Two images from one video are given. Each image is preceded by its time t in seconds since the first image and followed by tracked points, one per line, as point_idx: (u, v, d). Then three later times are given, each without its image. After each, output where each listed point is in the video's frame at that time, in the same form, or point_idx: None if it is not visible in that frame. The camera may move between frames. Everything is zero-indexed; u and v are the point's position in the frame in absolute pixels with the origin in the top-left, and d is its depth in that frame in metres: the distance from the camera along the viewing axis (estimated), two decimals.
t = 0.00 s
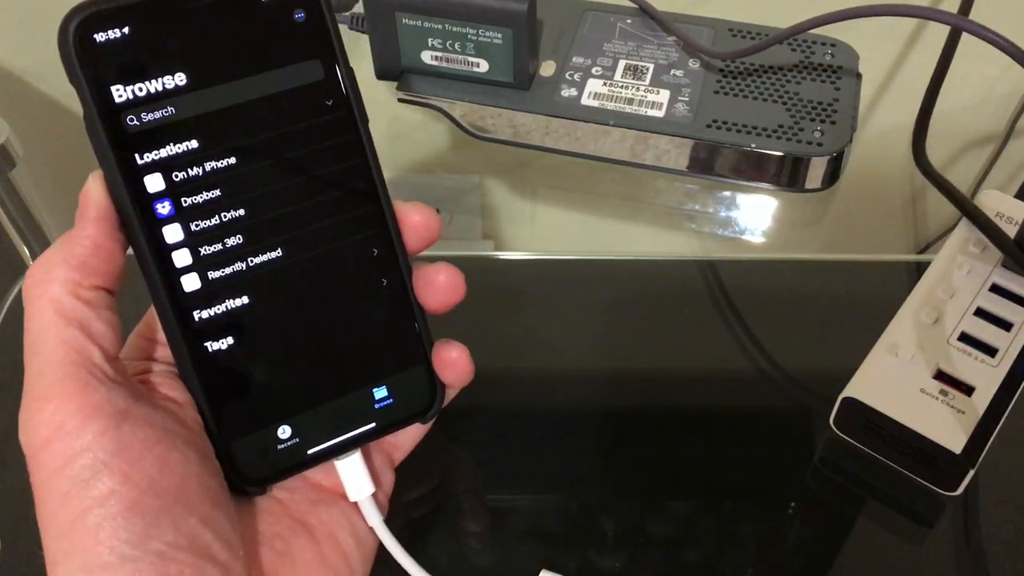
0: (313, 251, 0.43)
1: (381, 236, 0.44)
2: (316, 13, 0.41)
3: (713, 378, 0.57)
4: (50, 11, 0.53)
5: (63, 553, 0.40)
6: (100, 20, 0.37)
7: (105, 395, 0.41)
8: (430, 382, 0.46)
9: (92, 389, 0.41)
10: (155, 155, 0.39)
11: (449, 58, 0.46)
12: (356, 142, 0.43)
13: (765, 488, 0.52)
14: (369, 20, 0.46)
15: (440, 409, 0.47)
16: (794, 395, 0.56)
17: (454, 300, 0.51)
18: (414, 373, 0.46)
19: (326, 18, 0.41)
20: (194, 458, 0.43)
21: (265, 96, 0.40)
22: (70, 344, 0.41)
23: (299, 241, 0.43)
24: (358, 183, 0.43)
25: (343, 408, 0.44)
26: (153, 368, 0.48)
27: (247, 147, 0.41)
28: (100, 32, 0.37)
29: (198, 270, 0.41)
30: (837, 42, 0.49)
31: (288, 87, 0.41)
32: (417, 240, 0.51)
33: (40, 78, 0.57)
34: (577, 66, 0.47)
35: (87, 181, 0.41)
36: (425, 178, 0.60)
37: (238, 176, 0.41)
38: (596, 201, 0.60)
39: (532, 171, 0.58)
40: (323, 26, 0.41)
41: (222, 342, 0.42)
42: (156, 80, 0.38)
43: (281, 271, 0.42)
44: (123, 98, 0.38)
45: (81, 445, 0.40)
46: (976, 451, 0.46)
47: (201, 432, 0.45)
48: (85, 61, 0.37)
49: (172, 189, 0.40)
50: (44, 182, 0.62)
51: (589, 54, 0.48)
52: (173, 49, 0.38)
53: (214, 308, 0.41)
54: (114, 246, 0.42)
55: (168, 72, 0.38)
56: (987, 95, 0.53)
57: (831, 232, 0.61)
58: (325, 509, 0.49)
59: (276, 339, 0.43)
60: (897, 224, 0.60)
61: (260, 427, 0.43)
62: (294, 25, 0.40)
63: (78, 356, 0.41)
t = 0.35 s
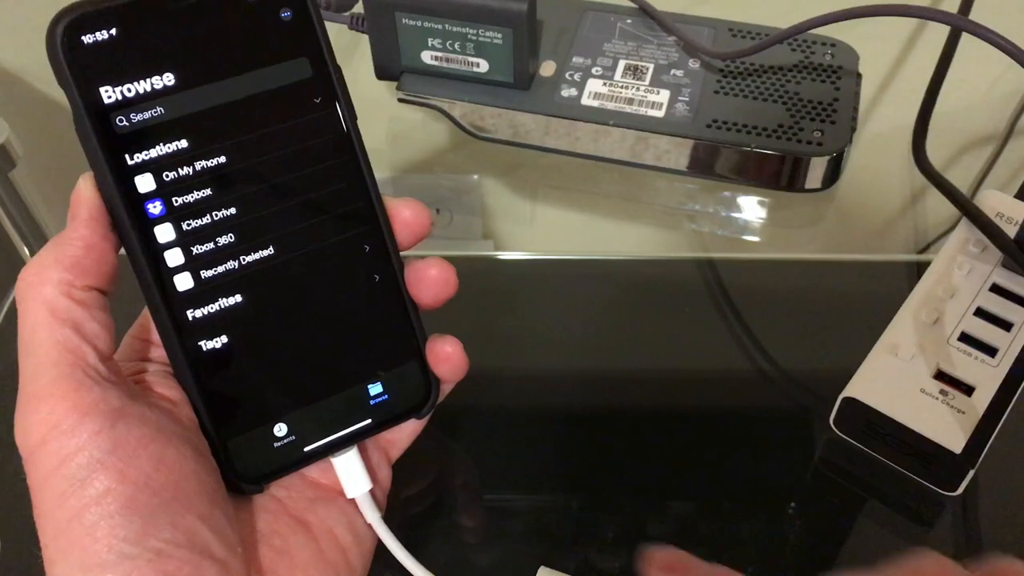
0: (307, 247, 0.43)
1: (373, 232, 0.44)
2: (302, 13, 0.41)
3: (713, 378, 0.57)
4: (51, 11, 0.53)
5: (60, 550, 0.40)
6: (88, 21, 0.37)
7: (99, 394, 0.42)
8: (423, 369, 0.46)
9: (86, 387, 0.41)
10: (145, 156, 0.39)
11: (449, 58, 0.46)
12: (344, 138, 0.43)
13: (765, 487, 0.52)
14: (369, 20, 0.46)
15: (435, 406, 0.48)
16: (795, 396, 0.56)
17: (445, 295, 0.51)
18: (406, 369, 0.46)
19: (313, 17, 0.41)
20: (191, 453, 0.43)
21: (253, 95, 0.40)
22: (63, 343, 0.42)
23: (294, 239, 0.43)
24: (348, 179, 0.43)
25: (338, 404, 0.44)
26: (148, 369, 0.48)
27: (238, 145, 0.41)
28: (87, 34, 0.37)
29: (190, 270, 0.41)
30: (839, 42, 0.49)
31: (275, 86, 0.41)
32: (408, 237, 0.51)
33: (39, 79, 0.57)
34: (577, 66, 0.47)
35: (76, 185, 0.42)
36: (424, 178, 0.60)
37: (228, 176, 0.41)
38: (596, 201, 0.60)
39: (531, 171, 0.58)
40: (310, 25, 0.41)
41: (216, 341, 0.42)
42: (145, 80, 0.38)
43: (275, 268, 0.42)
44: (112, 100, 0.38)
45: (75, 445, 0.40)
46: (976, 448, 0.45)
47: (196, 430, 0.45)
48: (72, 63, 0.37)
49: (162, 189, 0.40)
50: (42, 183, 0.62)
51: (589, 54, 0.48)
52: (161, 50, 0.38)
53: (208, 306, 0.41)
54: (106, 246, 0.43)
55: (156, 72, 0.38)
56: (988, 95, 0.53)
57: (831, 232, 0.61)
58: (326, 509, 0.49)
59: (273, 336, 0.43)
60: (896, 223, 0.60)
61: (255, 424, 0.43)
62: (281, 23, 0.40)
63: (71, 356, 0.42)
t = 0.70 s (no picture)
0: (302, 244, 0.43)
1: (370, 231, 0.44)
2: (292, 12, 0.41)
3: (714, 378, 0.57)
4: (55, 10, 0.53)
5: (62, 548, 0.40)
6: (82, 23, 0.37)
7: (98, 392, 0.42)
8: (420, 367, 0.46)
9: (85, 385, 0.41)
10: (139, 156, 0.39)
11: (449, 58, 0.46)
12: (336, 135, 0.43)
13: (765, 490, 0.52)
14: (368, 19, 0.46)
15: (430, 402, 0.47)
16: (795, 396, 0.56)
17: (439, 289, 0.51)
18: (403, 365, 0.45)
19: (301, 17, 0.41)
20: (189, 451, 0.43)
21: (244, 95, 0.40)
22: (61, 343, 0.42)
23: (289, 237, 0.42)
24: (339, 177, 0.43)
25: (335, 402, 0.44)
26: (146, 368, 0.48)
27: (233, 144, 0.41)
28: (80, 37, 0.37)
29: (186, 268, 0.41)
30: (838, 42, 0.49)
31: (264, 85, 0.41)
32: (398, 232, 0.50)
33: (39, 79, 0.57)
34: (577, 66, 0.47)
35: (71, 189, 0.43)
36: (424, 178, 0.60)
37: (223, 175, 0.41)
38: (595, 200, 0.60)
39: (532, 170, 0.58)
40: (300, 25, 0.41)
41: (213, 340, 0.42)
42: (138, 82, 0.38)
43: (271, 266, 0.42)
44: (106, 100, 0.38)
45: (74, 443, 0.40)
46: (976, 449, 0.45)
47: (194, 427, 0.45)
48: (66, 64, 0.37)
49: (157, 189, 0.40)
50: (42, 183, 0.62)
51: (589, 54, 0.48)
52: (154, 51, 0.38)
53: (205, 304, 0.41)
54: (102, 246, 0.43)
55: (150, 73, 0.38)
56: (988, 95, 0.53)
57: (832, 232, 0.61)
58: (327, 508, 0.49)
59: (270, 334, 0.42)
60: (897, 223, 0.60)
61: (252, 423, 0.43)
62: (269, 24, 0.40)
63: (71, 355, 0.42)
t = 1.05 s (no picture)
0: (302, 245, 0.42)
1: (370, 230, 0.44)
2: (292, 12, 0.41)
3: (714, 378, 0.57)
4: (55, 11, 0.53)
5: (59, 546, 0.40)
6: (81, 23, 0.37)
7: (95, 391, 0.42)
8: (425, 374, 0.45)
9: (82, 384, 0.41)
10: (139, 156, 0.39)
11: (449, 58, 0.46)
12: (335, 136, 0.42)
13: (762, 491, 0.52)
14: (369, 19, 0.46)
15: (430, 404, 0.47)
16: (795, 396, 0.56)
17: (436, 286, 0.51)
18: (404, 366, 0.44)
19: (299, 18, 0.41)
20: (188, 450, 0.43)
21: (242, 95, 0.40)
22: (60, 342, 0.42)
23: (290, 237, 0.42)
24: (338, 178, 0.43)
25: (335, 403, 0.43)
26: (144, 368, 0.48)
27: (232, 144, 0.40)
28: (81, 37, 0.37)
29: (185, 268, 0.41)
30: (838, 42, 0.49)
31: (262, 85, 0.41)
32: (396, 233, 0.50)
33: (38, 78, 0.57)
34: (577, 66, 0.47)
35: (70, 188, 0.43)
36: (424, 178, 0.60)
37: (221, 175, 0.40)
38: (595, 198, 0.60)
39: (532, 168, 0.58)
40: (299, 25, 0.41)
41: (211, 339, 0.41)
42: (137, 82, 0.38)
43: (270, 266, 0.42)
44: (105, 100, 0.38)
45: (72, 441, 0.41)
46: (976, 449, 0.45)
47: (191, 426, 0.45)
48: (66, 65, 0.37)
49: (155, 189, 0.40)
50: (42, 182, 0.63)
51: (589, 54, 0.48)
52: (153, 51, 0.38)
53: (204, 304, 0.41)
54: (101, 246, 0.43)
55: (148, 73, 0.39)
56: (988, 95, 0.53)
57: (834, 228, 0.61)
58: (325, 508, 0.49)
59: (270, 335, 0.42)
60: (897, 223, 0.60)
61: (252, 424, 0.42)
62: (267, 25, 0.40)
63: (70, 354, 0.42)
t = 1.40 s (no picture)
0: (303, 244, 0.42)
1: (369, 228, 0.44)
2: (292, 12, 0.41)
3: (714, 377, 0.57)
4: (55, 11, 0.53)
5: (59, 543, 0.40)
6: (81, 23, 0.37)
7: (95, 389, 0.42)
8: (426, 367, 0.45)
9: (82, 382, 0.41)
10: (139, 155, 0.39)
11: (449, 57, 0.46)
12: (335, 135, 0.42)
13: (761, 490, 0.52)
14: (368, 19, 0.46)
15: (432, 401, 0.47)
16: (795, 395, 0.55)
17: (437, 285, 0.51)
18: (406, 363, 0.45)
19: (300, 18, 0.41)
20: (188, 448, 0.43)
21: (242, 94, 0.40)
22: (60, 341, 0.42)
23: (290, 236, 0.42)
24: (338, 177, 0.43)
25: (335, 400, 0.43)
26: (145, 365, 0.48)
27: (232, 143, 0.40)
28: (81, 36, 0.37)
29: (185, 267, 0.41)
30: (838, 42, 0.49)
31: (263, 85, 0.41)
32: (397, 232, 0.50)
33: (38, 76, 0.57)
34: (577, 66, 0.47)
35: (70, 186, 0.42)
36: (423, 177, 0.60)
37: (222, 174, 0.40)
38: (595, 198, 0.60)
39: (532, 167, 0.58)
40: (299, 25, 0.41)
41: (212, 338, 0.41)
42: (137, 81, 0.38)
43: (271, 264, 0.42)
44: (106, 100, 0.38)
45: (72, 439, 0.41)
46: (976, 449, 0.45)
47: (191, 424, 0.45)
48: (66, 64, 0.37)
49: (156, 189, 0.40)
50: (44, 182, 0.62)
51: (589, 54, 0.48)
52: (152, 51, 0.38)
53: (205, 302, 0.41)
54: (102, 245, 0.43)
55: (148, 73, 0.39)
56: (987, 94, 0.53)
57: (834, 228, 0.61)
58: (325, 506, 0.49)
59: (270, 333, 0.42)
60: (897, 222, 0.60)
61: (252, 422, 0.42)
62: (267, 25, 0.40)
63: (69, 352, 0.42)
